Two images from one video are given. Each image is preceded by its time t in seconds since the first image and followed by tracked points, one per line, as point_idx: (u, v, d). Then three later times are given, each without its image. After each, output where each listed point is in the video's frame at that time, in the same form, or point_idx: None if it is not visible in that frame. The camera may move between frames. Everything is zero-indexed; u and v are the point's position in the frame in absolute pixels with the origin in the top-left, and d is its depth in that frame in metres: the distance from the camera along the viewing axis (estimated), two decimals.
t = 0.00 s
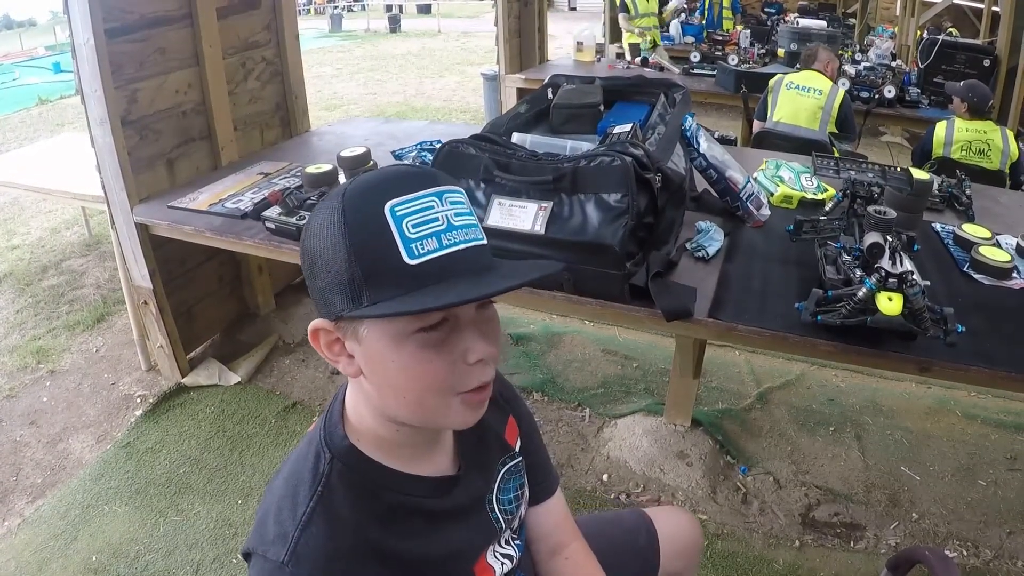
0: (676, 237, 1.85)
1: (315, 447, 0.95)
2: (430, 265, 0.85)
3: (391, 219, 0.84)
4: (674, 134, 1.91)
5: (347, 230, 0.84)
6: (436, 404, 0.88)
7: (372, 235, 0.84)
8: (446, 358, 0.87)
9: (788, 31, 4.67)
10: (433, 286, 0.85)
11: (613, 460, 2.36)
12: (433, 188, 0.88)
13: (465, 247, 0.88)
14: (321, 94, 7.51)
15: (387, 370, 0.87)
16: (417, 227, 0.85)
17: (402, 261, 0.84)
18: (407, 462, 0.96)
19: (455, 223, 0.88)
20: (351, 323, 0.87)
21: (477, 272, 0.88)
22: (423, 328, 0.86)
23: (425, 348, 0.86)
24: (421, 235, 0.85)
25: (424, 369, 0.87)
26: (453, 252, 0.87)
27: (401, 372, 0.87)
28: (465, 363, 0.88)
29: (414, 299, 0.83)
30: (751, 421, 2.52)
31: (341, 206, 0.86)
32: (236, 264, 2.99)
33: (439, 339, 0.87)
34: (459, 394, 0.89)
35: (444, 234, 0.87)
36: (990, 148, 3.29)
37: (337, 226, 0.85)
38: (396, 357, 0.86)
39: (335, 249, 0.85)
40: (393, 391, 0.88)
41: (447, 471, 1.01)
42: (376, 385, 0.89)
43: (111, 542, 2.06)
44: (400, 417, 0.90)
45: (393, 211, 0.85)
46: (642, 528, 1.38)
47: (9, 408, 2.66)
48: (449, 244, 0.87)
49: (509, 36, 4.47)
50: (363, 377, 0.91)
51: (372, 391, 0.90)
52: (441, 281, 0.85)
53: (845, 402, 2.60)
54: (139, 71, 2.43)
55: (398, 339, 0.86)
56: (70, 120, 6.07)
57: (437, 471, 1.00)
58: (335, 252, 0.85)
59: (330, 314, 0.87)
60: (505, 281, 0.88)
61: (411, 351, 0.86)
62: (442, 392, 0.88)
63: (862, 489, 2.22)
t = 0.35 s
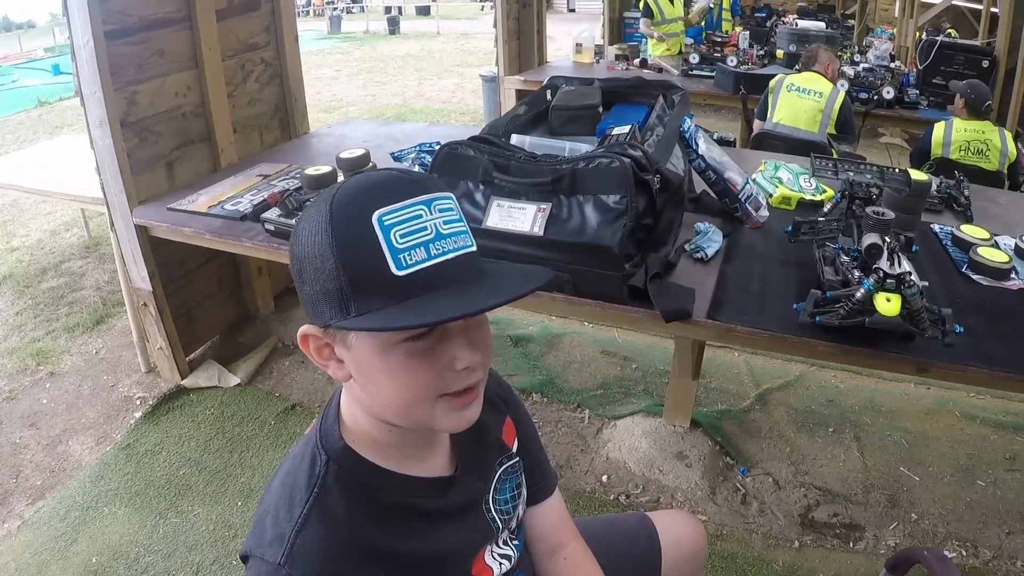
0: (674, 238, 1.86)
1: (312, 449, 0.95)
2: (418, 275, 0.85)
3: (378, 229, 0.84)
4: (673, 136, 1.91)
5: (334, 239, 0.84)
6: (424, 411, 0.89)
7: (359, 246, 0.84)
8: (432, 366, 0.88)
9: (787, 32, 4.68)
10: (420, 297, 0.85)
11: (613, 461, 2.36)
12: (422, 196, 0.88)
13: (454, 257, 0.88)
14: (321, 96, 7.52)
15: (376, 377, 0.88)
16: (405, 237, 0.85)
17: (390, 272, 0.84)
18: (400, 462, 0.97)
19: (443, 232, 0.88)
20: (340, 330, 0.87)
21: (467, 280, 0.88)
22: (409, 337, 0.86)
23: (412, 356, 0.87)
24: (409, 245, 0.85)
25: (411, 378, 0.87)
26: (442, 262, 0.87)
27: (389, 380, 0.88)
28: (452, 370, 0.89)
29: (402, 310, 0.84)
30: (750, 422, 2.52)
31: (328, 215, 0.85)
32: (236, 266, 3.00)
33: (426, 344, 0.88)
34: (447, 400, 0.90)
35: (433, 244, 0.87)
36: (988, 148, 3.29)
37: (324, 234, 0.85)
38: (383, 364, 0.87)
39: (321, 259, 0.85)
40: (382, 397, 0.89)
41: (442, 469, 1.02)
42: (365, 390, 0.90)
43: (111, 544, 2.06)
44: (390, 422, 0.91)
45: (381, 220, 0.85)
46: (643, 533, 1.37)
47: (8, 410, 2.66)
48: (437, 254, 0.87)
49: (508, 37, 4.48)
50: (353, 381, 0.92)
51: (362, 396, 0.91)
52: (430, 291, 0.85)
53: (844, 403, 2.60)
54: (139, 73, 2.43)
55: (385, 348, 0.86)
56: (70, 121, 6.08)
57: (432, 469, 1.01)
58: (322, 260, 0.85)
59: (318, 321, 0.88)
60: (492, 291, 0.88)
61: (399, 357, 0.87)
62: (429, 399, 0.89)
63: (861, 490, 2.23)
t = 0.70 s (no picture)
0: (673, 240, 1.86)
1: (308, 450, 0.95)
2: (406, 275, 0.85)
3: (367, 229, 0.84)
4: (672, 137, 1.91)
5: (325, 240, 0.85)
6: (416, 412, 0.90)
7: (347, 247, 0.84)
8: (423, 366, 0.88)
9: (787, 33, 4.67)
10: (409, 297, 0.85)
11: (613, 462, 2.36)
12: (412, 195, 0.88)
13: (443, 255, 0.88)
14: (321, 98, 7.52)
15: (368, 377, 0.88)
16: (394, 237, 0.85)
17: (379, 272, 0.84)
18: (396, 461, 0.97)
19: (433, 231, 0.88)
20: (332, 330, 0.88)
21: (460, 278, 0.89)
22: (400, 337, 0.87)
23: (403, 355, 0.87)
24: (397, 245, 0.85)
25: (402, 377, 0.87)
26: (431, 261, 0.87)
27: (381, 379, 0.88)
28: (443, 370, 0.89)
29: (389, 309, 0.84)
30: (750, 423, 2.52)
31: (319, 216, 0.86)
32: (236, 268, 3.00)
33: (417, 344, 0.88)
34: (439, 400, 0.90)
35: (422, 243, 0.87)
36: (988, 149, 3.31)
37: (316, 234, 0.85)
38: (375, 364, 0.87)
39: (313, 260, 0.86)
40: (375, 397, 0.89)
41: (440, 470, 1.02)
42: (359, 390, 0.90)
43: (112, 545, 2.06)
44: (383, 422, 0.92)
45: (370, 221, 0.85)
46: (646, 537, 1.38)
47: (9, 412, 2.67)
48: (426, 253, 0.87)
49: (507, 39, 4.49)
50: (348, 381, 0.92)
51: (356, 396, 0.91)
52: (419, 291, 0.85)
53: (844, 404, 2.61)
54: (139, 75, 2.44)
55: (376, 347, 0.87)
56: (70, 124, 6.08)
57: (429, 468, 1.00)
58: (314, 261, 0.85)
59: (310, 321, 0.89)
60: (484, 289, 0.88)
61: (390, 357, 0.87)
62: (420, 399, 0.89)
63: (861, 491, 2.23)
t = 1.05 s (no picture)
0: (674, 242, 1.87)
1: (318, 457, 0.96)
2: (396, 250, 0.85)
3: (362, 211, 0.87)
4: (673, 139, 1.92)
5: (327, 223, 0.88)
6: (409, 399, 0.89)
7: (344, 228, 0.87)
8: (416, 349, 0.88)
9: (787, 35, 4.65)
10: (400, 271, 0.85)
11: (614, 463, 2.37)
12: (409, 184, 0.90)
13: (436, 238, 0.87)
14: (322, 100, 7.53)
15: (363, 361, 0.89)
16: (387, 218, 0.87)
17: (369, 248, 0.85)
18: (393, 463, 0.97)
19: (428, 216, 0.89)
20: (334, 316, 0.90)
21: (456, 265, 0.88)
22: (392, 317, 0.88)
23: (396, 337, 0.88)
24: (390, 224, 0.87)
25: (395, 361, 0.87)
26: (423, 240, 0.87)
27: (375, 363, 0.88)
28: (436, 355, 0.88)
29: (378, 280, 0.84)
30: (751, 424, 2.53)
31: (325, 204, 0.91)
32: (238, 269, 3.01)
33: (411, 327, 0.88)
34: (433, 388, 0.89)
35: (415, 224, 0.87)
36: (988, 149, 3.32)
37: (322, 220, 0.89)
38: (370, 346, 0.88)
39: (318, 245, 0.89)
40: (368, 382, 0.90)
41: (439, 480, 1.01)
42: (355, 376, 0.91)
43: (114, 546, 2.07)
44: (380, 415, 0.91)
45: (366, 203, 0.87)
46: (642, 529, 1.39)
47: (11, 412, 2.67)
48: (418, 233, 0.87)
49: (509, 40, 4.49)
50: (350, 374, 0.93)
51: (355, 387, 0.92)
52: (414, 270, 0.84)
53: (845, 405, 2.61)
54: (142, 77, 2.45)
55: (370, 328, 0.88)
56: (71, 125, 6.10)
57: (429, 479, 1.00)
58: (319, 244, 0.89)
59: (315, 309, 0.92)
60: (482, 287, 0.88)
61: (383, 340, 0.88)
62: (413, 385, 0.89)
63: (862, 492, 2.23)
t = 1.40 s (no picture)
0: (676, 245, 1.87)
1: (327, 453, 0.96)
2: (420, 244, 0.86)
3: (391, 204, 0.88)
4: (674, 142, 1.92)
5: (356, 212, 0.90)
6: (419, 392, 0.89)
7: (372, 217, 0.88)
8: (429, 343, 0.88)
9: (789, 37, 4.62)
10: (422, 263, 0.85)
11: (616, 466, 2.37)
12: (439, 183, 0.91)
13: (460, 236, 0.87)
14: (324, 102, 7.55)
15: (377, 351, 0.90)
16: (415, 212, 0.88)
17: (395, 240, 0.86)
18: (400, 459, 0.97)
19: (455, 215, 0.89)
20: (353, 305, 0.91)
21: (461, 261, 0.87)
22: (408, 309, 0.88)
23: (410, 330, 0.88)
24: (416, 219, 0.87)
25: (407, 353, 0.88)
26: (447, 238, 0.87)
27: (388, 354, 0.89)
28: (448, 351, 0.88)
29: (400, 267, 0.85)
30: (753, 427, 2.53)
31: (356, 196, 0.92)
32: (240, 271, 3.01)
33: (427, 320, 0.89)
34: (443, 384, 0.89)
35: (441, 221, 0.88)
36: (989, 151, 3.33)
37: (352, 209, 0.91)
38: (385, 337, 0.89)
39: (345, 234, 0.91)
40: (381, 372, 0.90)
41: (443, 482, 1.00)
42: (369, 366, 0.92)
43: (116, 547, 2.07)
44: (391, 407, 0.92)
45: (395, 197, 0.88)
46: (644, 532, 1.39)
47: (13, 414, 2.68)
48: (443, 230, 0.87)
49: (511, 43, 4.49)
50: (364, 365, 0.94)
51: (368, 377, 0.93)
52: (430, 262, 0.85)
53: (847, 407, 2.61)
54: (145, 79, 2.45)
55: (386, 319, 0.88)
56: (73, 127, 6.11)
57: (433, 479, 1.00)
58: (346, 232, 0.90)
59: (336, 297, 0.93)
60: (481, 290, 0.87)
61: (398, 330, 0.88)
62: (424, 379, 0.89)
63: (863, 495, 2.23)
